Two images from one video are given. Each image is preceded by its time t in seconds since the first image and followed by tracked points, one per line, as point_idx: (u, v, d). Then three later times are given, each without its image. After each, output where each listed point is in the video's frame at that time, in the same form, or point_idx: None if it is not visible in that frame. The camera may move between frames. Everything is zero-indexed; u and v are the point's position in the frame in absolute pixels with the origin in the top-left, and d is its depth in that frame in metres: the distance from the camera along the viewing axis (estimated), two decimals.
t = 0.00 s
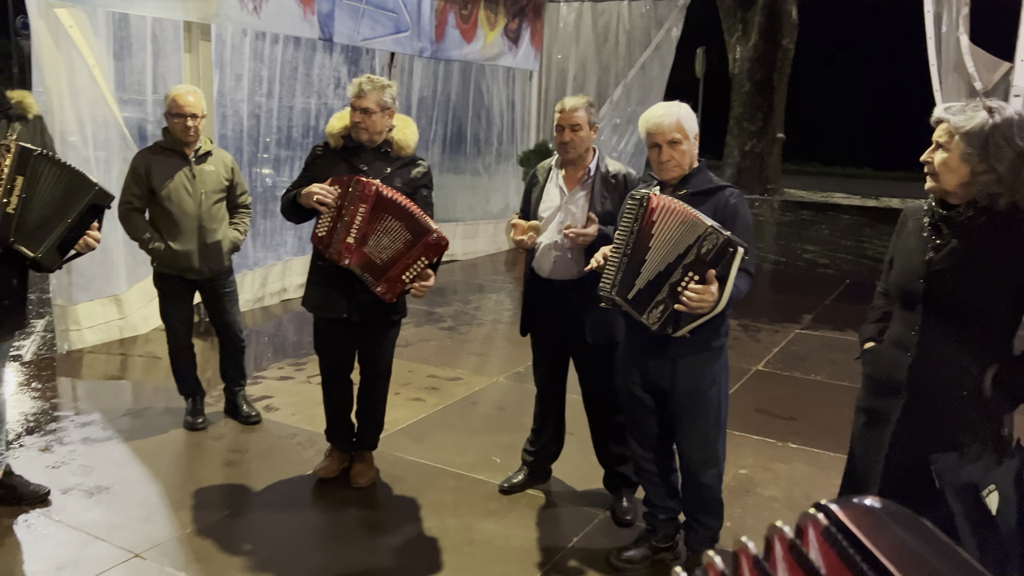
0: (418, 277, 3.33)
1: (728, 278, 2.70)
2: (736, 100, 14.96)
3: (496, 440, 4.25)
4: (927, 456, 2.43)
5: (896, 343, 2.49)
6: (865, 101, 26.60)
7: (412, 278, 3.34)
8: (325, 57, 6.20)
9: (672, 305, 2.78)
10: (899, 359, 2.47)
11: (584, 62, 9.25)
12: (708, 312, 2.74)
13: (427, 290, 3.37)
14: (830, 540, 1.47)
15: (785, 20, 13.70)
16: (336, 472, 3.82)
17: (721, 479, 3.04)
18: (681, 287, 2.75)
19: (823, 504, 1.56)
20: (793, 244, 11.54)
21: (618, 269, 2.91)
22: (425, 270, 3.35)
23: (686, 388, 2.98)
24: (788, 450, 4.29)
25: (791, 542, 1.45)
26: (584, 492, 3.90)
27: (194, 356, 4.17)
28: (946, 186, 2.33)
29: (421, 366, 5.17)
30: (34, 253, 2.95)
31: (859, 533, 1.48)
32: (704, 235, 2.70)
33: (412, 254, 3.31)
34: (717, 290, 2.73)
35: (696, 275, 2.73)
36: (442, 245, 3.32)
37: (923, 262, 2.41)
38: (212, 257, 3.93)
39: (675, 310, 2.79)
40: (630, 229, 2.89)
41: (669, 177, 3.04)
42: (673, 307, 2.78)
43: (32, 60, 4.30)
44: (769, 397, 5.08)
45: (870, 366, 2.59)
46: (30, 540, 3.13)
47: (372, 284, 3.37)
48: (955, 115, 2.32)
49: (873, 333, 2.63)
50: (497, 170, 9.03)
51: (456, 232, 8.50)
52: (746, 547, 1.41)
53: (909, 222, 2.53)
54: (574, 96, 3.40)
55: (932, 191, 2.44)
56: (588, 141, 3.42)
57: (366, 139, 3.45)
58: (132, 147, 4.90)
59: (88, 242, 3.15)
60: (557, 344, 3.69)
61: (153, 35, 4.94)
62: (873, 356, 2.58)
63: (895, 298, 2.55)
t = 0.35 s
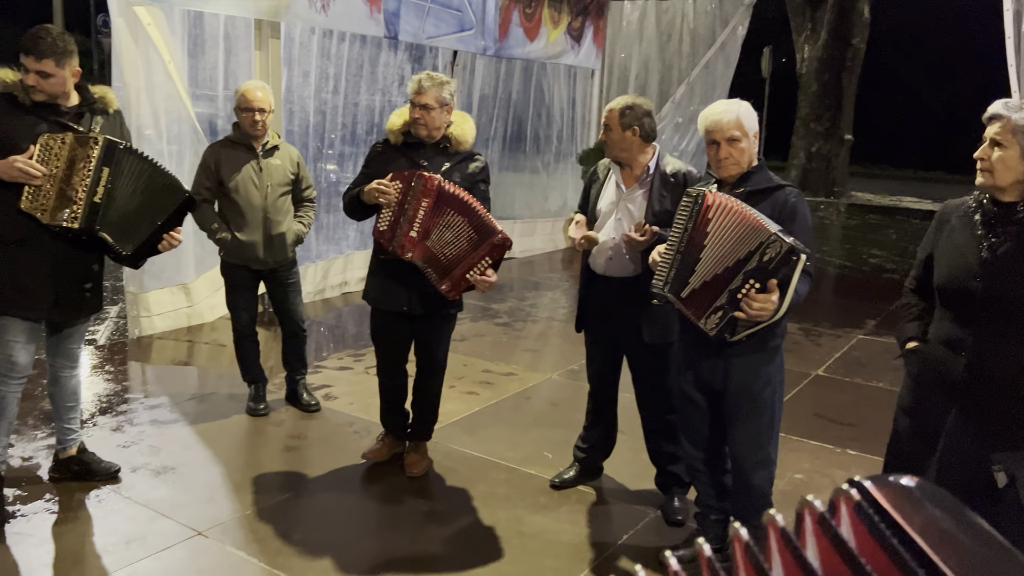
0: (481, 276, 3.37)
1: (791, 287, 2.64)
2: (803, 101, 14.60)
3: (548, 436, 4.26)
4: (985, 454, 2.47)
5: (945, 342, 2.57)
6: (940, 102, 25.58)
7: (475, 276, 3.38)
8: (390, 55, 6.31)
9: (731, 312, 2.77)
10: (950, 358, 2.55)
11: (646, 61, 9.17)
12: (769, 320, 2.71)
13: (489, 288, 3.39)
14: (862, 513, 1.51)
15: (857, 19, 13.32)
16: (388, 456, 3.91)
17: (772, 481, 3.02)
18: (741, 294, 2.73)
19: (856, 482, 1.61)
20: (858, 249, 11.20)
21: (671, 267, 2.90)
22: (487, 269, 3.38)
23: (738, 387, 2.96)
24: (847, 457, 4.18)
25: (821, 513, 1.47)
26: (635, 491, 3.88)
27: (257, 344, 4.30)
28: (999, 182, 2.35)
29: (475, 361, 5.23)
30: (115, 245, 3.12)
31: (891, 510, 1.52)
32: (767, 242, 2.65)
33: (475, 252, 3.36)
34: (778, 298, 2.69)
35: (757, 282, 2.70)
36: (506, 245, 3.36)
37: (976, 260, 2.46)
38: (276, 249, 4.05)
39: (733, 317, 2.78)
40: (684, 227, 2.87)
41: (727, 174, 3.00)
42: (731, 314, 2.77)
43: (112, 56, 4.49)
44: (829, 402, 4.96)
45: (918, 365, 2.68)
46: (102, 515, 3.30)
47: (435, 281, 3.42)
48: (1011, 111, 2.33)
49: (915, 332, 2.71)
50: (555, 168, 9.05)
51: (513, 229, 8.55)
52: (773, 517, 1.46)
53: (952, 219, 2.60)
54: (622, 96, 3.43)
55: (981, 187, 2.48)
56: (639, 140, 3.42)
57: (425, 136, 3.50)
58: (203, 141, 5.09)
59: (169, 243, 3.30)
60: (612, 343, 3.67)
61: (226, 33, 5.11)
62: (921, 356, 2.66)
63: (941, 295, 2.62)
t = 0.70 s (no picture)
0: (535, 286, 3.36)
1: (862, 307, 2.58)
2: (871, 103, 14.17)
3: (603, 438, 4.24)
4: None
5: (1007, 352, 2.46)
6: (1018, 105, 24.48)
7: (529, 286, 3.36)
8: (452, 56, 6.40)
9: (800, 330, 2.69)
10: (1015, 369, 2.42)
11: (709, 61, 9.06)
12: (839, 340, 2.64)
13: (541, 297, 3.38)
14: (928, 513, 1.36)
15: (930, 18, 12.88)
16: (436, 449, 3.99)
17: (831, 489, 2.96)
18: (810, 313, 2.65)
19: (925, 479, 1.44)
20: (927, 255, 10.80)
21: (730, 266, 2.79)
22: (542, 279, 3.35)
23: (798, 392, 2.89)
24: (913, 468, 4.04)
25: (882, 516, 1.33)
26: (691, 496, 3.83)
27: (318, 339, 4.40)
28: None
29: (530, 361, 5.23)
30: (188, 241, 3.25)
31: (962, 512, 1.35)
32: (839, 262, 2.58)
33: (531, 262, 3.34)
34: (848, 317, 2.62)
35: (827, 302, 2.62)
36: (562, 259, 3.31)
37: None
38: (338, 246, 4.13)
39: (802, 335, 2.70)
40: (744, 230, 2.78)
41: (791, 176, 2.94)
42: (801, 332, 2.69)
43: (184, 57, 4.65)
44: (893, 412, 4.80)
45: (978, 376, 2.55)
46: (167, 501, 3.42)
47: (489, 289, 3.43)
48: None
49: (974, 342, 2.59)
50: (615, 171, 9.07)
51: (570, 231, 8.53)
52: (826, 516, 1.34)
53: (1009, 225, 2.51)
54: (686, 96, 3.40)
55: None
56: (700, 140, 3.37)
57: (480, 135, 3.53)
58: (269, 140, 5.24)
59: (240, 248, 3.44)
60: (670, 345, 3.63)
61: (292, 35, 5.23)
62: (982, 366, 2.53)
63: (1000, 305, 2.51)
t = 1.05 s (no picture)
0: (575, 297, 3.33)
1: (924, 331, 2.49)
2: (928, 110, 13.77)
3: (647, 450, 4.19)
4: None
5: None
6: None
7: (568, 297, 3.34)
8: (500, 63, 6.40)
9: (858, 356, 2.59)
10: None
11: (760, 68, 8.87)
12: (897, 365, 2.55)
13: (582, 308, 3.35)
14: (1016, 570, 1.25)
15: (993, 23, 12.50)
16: (472, 457, 3.94)
17: (884, 508, 2.88)
18: (869, 338, 2.55)
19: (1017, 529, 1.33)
20: (984, 268, 10.45)
21: (782, 281, 2.74)
22: (583, 290, 3.32)
23: (850, 408, 2.81)
24: (970, 489, 3.90)
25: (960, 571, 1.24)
26: (736, 511, 3.75)
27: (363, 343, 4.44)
28: None
29: (573, 369, 5.20)
30: (240, 247, 3.26)
31: None
32: (904, 287, 2.48)
33: (572, 273, 3.32)
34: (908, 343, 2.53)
35: (888, 327, 2.52)
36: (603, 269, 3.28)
37: None
38: (385, 252, 4.16)
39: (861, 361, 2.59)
40: (797, 242, 2.71)
41: (845, 186, 2.86)
42: (859, 358, 2.59)
43: (238, 64, 4.74)
44: (950, 430, 4.64)
45: None
46: (213, 502, 3.47)
47: (529, 301, 3.43)
48: None
49: None
50: (662, 178, 8.96)
51: (616, 238, 8.50)
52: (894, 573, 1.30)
53: None
54: (733, 104, 3.36)
55: None
56: (750, 149, 3.30)
57: (516, 140, 3.52)
58: (319, 146, 5.30)
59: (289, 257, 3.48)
60: (718, 359, 3.56)
61: (343, 41, 5.28)
62: None
63: None
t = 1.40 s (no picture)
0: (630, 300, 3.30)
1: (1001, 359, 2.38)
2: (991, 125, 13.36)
3: (699, 470, 4.10)
4: None
5: None
6: None
7: (624, 301, 3.31)
8: (553, 75, 6.44)
9: (929, 381, 2.49)
10: None
11: (818, 80, 8.67)
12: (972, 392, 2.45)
13: (639, 307, 3.33)
14: None
15: None
16: (521, 473, 3.90)
17: (952, 540, 2.75)
18: (942, 364, 2.46)
19: None
20: None
21: (844, 298, 2.66)
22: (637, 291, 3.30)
23: (917, 434, 2.70)
24: None
25: None
26: (792, 536, 3.64)
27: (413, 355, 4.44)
28: None
29: (623, 385, 5.13)
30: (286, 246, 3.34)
31: None
32: (980, 314, 2.36)
33: (620, 275, 3.28)
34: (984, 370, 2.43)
35: (963, 355, 2.42)
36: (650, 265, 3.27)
37: None
38: (436, 264, 4.17)
39: (933, 387, 2.50)
40: (859, 259, 2.65)
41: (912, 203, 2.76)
42: (930, 384, 2.49)
43: (295, 77, 4.83)
44: (1020, 458, 4.44)
45: None
46: (263, 511, 3.50)
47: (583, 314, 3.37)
48: None
49: None
50: (715, 191, 8.88)
51: (667, 252, 8.44)
52: None
53: None
54: (788, 119, 3.27)
55: None
56: (807, 164, 3.22)
57: (547, 151, 3.52)
58: (372, 158, 5.35)
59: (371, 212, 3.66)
60: (777, 380, 3.47)
61: (398, 55, 5.34)
62: None
63: None
